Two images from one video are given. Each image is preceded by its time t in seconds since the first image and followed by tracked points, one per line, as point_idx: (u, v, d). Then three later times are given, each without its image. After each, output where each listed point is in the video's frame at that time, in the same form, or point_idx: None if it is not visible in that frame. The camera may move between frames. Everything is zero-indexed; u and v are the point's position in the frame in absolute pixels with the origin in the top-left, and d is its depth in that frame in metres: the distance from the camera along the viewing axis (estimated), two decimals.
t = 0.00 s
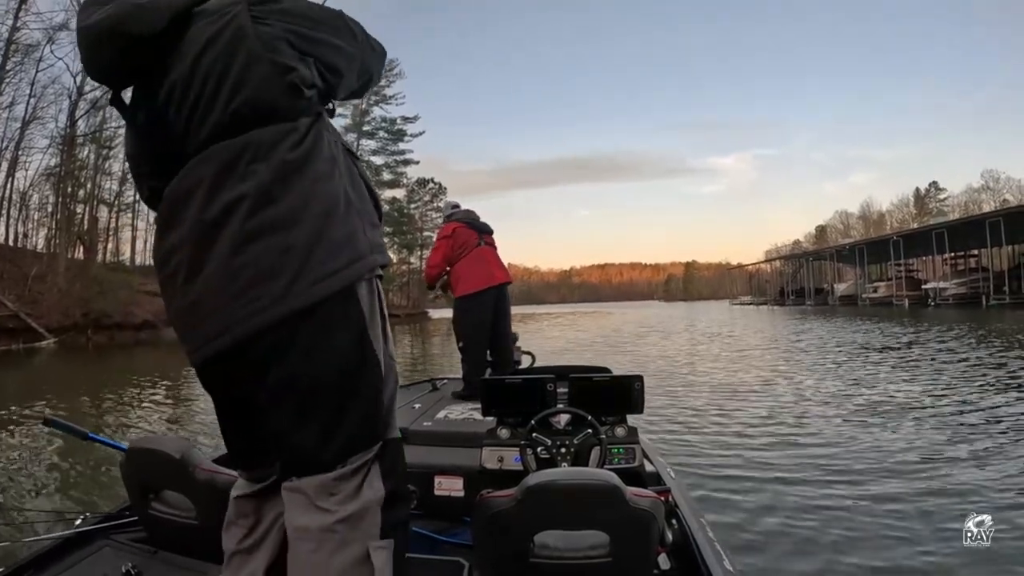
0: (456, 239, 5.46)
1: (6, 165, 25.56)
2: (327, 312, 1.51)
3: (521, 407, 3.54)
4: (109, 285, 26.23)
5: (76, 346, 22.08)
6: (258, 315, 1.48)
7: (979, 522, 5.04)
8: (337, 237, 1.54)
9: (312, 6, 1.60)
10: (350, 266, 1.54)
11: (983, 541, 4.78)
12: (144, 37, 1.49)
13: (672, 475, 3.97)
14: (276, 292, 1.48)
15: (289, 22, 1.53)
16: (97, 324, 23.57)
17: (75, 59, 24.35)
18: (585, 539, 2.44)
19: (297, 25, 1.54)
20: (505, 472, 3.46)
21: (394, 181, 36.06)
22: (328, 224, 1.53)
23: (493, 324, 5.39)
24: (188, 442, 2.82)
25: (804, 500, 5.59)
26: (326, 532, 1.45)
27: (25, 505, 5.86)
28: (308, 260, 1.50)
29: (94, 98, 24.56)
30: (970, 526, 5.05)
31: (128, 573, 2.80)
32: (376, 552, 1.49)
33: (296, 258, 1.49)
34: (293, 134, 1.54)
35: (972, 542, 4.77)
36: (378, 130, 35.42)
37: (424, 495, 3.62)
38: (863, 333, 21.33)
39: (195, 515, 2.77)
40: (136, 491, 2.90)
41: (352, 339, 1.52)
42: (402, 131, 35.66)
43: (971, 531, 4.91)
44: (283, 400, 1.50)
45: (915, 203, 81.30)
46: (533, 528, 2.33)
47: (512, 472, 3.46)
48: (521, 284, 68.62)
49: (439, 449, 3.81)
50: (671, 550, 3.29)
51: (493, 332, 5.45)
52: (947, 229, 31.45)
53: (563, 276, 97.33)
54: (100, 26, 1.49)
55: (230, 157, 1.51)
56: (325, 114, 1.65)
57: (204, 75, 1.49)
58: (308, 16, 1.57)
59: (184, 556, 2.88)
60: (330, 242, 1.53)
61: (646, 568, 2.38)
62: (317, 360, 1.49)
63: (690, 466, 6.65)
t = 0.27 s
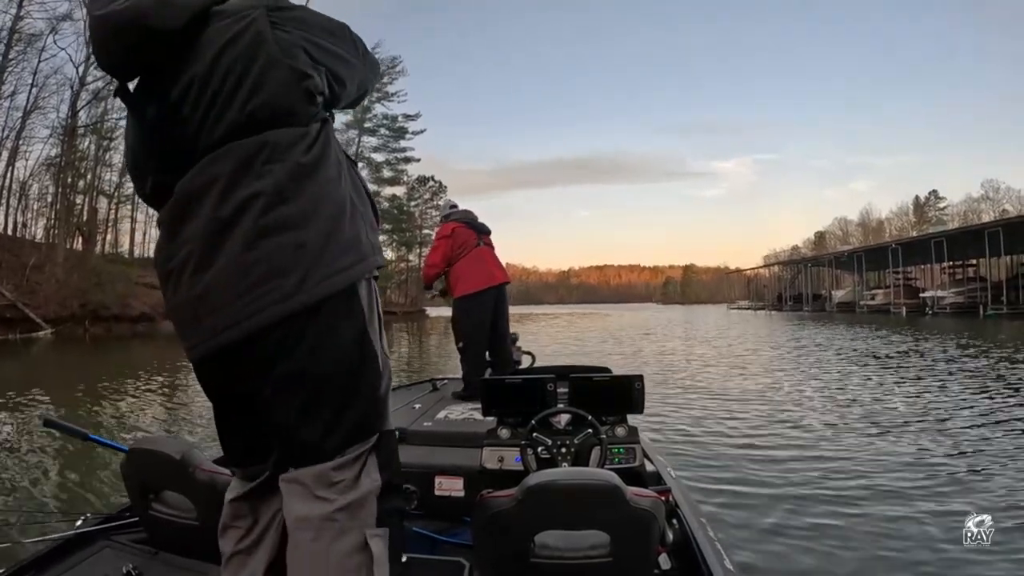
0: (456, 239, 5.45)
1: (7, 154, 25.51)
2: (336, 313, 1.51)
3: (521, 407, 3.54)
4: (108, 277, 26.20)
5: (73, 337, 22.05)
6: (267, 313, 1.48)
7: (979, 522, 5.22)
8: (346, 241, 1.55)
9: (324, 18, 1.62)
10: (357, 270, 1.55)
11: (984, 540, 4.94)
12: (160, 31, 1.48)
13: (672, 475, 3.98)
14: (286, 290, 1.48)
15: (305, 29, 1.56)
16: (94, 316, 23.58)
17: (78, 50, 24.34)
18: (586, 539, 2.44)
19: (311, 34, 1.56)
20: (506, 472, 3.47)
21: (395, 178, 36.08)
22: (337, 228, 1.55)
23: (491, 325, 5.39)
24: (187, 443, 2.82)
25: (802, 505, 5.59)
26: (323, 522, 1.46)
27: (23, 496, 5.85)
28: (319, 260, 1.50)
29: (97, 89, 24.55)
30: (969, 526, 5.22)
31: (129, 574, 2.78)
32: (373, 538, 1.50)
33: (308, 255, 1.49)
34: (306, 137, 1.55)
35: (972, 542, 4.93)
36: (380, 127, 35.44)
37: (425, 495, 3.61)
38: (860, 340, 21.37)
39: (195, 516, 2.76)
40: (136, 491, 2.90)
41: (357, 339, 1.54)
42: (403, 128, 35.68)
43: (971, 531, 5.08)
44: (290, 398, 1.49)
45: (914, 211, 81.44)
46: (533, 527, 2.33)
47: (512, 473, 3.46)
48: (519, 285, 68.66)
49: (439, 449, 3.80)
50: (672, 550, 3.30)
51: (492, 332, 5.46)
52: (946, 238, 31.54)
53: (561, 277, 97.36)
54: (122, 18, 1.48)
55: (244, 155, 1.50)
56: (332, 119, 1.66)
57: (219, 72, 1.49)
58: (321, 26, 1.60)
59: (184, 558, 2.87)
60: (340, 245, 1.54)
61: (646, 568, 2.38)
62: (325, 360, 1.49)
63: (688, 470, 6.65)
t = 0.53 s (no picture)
0: (454, 239, 5.43)
1: (6, 149, 25.47)
2: (296, 315, 1.54)
3: (521, 407, 3.54)
4: (106, 273, 26.17)
5: (71, 333, 22.03)
6: (231, 313, 1.54)
7: (978, 522, 5.30)
8: (309, 243, 1.57)
9: (300, 9, 1.61)
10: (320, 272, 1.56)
11: (984, 541, 5.00)
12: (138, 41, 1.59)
13: (671, 474, 3.99)
14: (248, 294, 1.53)
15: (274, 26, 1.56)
16: (92, 312, 23.58)
17: (78, 46, 24.33)
18: (586, 539, 2.44)
19: (278, 30, 1.56)
20: (506, 472, 3.47)
21: (394, 177, 36.08)
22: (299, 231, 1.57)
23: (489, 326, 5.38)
24: (187, 444, 2.82)
25: (801, 507, 5.59)
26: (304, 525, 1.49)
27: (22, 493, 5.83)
28: (280, 263, 1.54)
29: (97, 85, 24.55)
30: (969, 526, 5.29)
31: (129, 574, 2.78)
32: (357, 540, 1.52)
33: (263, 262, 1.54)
34: (271, 140, 1.57)
35: (973, 542, 5.00)
36: (379, 126, 35.46)
37: (425, 495, 3.61)
38: (857, 342, 21.42)
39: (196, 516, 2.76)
40: (136, 492, 2.90)
41: (323, 337, 1.55)
42: (403, 127, 35.69)
43: (971, 531, 5.15)
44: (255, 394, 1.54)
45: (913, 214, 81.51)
46: (533, 527, 2.33)
47: (512, 472, 3.47)
48: (517, 284, 68.67)
49: (439, 449, 3.80)
50: (672, 549, 3.30)
51: (490, 333, 5.46)
52: (944, 241, 31.60)
53: (559, 277, 97.35)
54: (111, 26, 1.60)
55: (212, 161, 1.57)
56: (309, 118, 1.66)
57: (191, 80, 1.57)
58: (295, 18, 1.58)
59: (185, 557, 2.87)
60: (302, 247, 1.56)
61: (647, 568, 2.38)
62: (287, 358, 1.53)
63: (687, 471, 6.66)
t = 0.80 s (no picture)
0: (452, 238, 5.44)
1: (4, 152, 25.43)
2: (229, 309, 1.59)
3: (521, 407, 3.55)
4: (104, 275, 26.14)
5: (69, 336, 22.00)
6: (177, 309, 1.65)
7: (978, 522, 5.24)
8: (241, 244, 1.61)
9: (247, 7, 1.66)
10: (247, 274, 1.59)
11: (984, 541, 4.95)
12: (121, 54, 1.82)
13: (671, 474, 3.99)
14: (186, 291, 1.64)
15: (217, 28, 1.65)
16: (91, 314, 23.51)
17: (76, 48, 24.32)
18: (586, 539, 2.44)
19: (221, 31, 1.64)
20: (506, 472, 3.48)
21: (392, 177, 36.07)
22: (231, 231, 1.62)
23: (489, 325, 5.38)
24: (187, 444, 2.82)
25: (800, 506, 5.59)
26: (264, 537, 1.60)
27: (22, 494, 5.85)
28: (212, 262, 1.62)
29: (94, 87, 24.55)
30: (970, 527, 5.23)
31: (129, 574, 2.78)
32: (318, 562, 1.58)
33: (197, 263, 1.64)
34: (208, 145, 1.67)
35: (972, 542, 4.95)
36: (377, 126, 35.49)
37: (425, 495, 3.62)
38: (857, 340, 21.43)
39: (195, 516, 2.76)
40: (136, 491, 2.90)
41: (262, 341, 1.59)
42: (400, 128, 35.70)
43: (972, 532, 5.09)
44: (199, 382, 1.64)
45: (912, 212, 81.60)
46: (533, 527, 2.33)
47: (512, 473, 3.47)
48: (516, 285, 68.66)
49: (440, 448, 3.81)
50: (672, 550, 3.30)
51: (490, 333, 5.46)
52: (942, 239, 31.64)
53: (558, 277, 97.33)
54: (109, 45, 1.87)
55: (163, 167, 1.72)
56: (265, 118, 1.70)
57: (156, 89, 1.73)
58: (237, 18, 1.65)
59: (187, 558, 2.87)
60: (232, 248, 1.62)
61: (646, 568, 2.38)
62: (223, 350, 1.60)
63: (687, 470, 6.67)
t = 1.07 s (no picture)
0: (452, 238, 5.44)
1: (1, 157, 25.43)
2: (202, 306, 1.58)
3: (521, 407, 3.55)
4: (103, 279, 26.14)
5: (68, 340, 21.99)
6: (155, 305, 1.65)
7: (979, 520, 5.19)
8: (212, 240, 1.59)
9: None
10: (218, 271, 1.57)
11: (984, 540, 4.90)
12: (118, 54, 1.86)
13: (671, 474, 3.99)
14: (163, 286, 1.64)
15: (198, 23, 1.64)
16: (89, 318, 23.42)
17: (72, 52, 24.32)
18: (586, 539, 2.44)
19: (201, 26, 1.64)
20: (506, 472, 3.47)
21: (390, 178, 36.07)
22: (203, 227, 1.61)
23: (488, 325, 5.38)
24: (187, 443, 2.82)
25: (801, 503, 5.58)
26: (228, 546, 1.61)
27: (23, 498, 5.85)
28: (185, 258, 1.61)
29: (91, 91, 24.57)
30: (971, 525, 5.19)
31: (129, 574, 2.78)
32: None
33: (171, 262, 1.63)
34: (184, 141, 1.67)
35: (973, 540, 4.92)
36: (374, 127, 35.51)
37: (425, 495, 3.62)
38: (856, 337, 21.45)
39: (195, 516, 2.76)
40: (136, 492, 2.90)
41: (234, 342, 1.56)
42: (398, 128, 35.72)
43: (972, 530, 5.05)
44: (174, 379, 1.64)
45: (909, 208, 81.74)
46: (533, 527, 2.33)
47: (512, 473, 3.47)
48: (515, 285, 68.70)
49: (441, 448, 3.81)
50: (672, 549, 3.30)
51: (490, 332, 5.46)
52: (940, 234, 31.69)
53: (557, 276, 97.39)
54: (103, 47, 1.90)
55: (144, 163, 1.73)
56: (245, 113, 1.67)
57: (142, 86, 1.76)
58: (216, 12, 1.63)
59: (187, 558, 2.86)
60: (203, 244, 1.60)
61: (647, 568, 2.39)
62: (198, 348, 1.59)
63: (688, 468, 6.67)
